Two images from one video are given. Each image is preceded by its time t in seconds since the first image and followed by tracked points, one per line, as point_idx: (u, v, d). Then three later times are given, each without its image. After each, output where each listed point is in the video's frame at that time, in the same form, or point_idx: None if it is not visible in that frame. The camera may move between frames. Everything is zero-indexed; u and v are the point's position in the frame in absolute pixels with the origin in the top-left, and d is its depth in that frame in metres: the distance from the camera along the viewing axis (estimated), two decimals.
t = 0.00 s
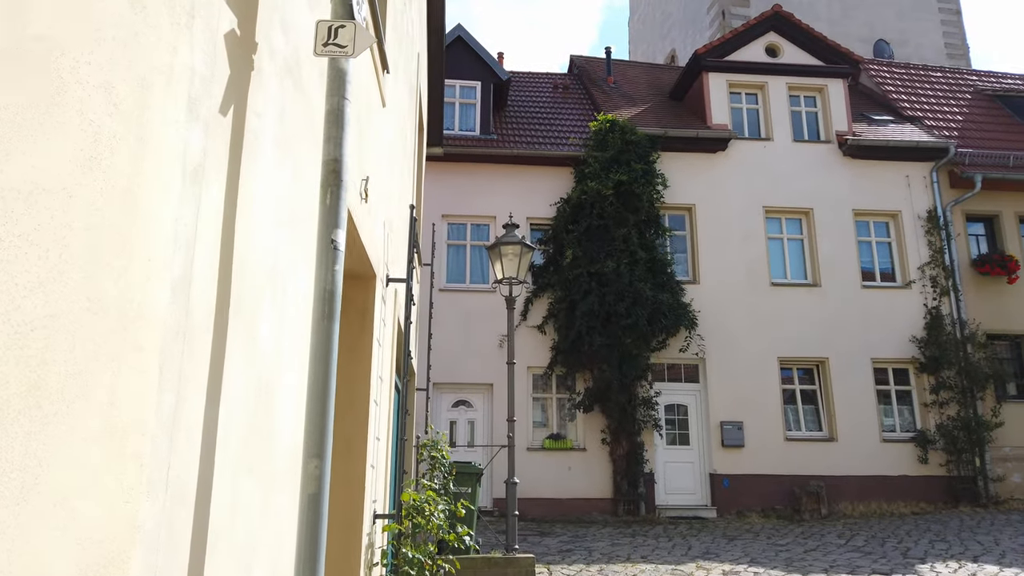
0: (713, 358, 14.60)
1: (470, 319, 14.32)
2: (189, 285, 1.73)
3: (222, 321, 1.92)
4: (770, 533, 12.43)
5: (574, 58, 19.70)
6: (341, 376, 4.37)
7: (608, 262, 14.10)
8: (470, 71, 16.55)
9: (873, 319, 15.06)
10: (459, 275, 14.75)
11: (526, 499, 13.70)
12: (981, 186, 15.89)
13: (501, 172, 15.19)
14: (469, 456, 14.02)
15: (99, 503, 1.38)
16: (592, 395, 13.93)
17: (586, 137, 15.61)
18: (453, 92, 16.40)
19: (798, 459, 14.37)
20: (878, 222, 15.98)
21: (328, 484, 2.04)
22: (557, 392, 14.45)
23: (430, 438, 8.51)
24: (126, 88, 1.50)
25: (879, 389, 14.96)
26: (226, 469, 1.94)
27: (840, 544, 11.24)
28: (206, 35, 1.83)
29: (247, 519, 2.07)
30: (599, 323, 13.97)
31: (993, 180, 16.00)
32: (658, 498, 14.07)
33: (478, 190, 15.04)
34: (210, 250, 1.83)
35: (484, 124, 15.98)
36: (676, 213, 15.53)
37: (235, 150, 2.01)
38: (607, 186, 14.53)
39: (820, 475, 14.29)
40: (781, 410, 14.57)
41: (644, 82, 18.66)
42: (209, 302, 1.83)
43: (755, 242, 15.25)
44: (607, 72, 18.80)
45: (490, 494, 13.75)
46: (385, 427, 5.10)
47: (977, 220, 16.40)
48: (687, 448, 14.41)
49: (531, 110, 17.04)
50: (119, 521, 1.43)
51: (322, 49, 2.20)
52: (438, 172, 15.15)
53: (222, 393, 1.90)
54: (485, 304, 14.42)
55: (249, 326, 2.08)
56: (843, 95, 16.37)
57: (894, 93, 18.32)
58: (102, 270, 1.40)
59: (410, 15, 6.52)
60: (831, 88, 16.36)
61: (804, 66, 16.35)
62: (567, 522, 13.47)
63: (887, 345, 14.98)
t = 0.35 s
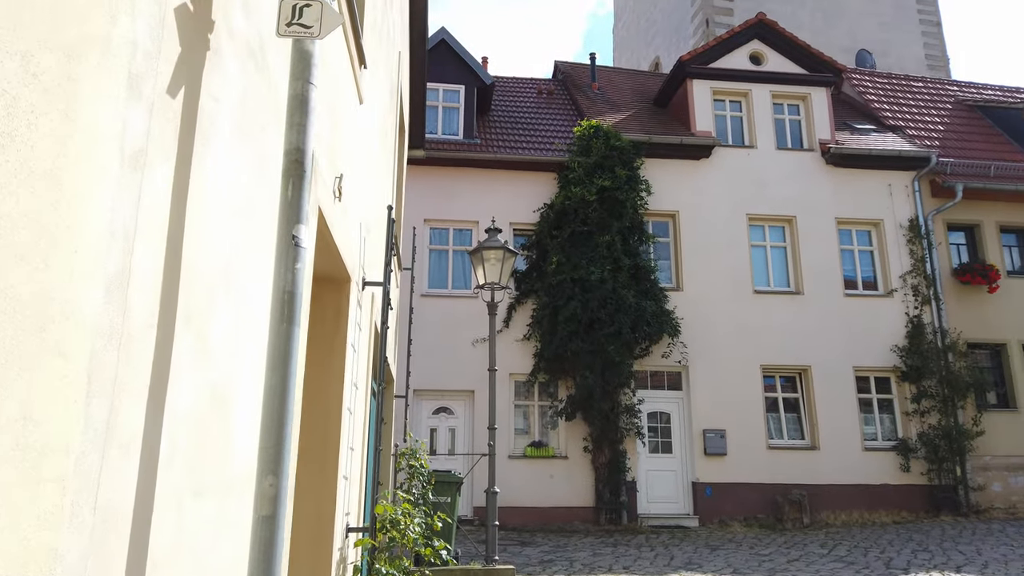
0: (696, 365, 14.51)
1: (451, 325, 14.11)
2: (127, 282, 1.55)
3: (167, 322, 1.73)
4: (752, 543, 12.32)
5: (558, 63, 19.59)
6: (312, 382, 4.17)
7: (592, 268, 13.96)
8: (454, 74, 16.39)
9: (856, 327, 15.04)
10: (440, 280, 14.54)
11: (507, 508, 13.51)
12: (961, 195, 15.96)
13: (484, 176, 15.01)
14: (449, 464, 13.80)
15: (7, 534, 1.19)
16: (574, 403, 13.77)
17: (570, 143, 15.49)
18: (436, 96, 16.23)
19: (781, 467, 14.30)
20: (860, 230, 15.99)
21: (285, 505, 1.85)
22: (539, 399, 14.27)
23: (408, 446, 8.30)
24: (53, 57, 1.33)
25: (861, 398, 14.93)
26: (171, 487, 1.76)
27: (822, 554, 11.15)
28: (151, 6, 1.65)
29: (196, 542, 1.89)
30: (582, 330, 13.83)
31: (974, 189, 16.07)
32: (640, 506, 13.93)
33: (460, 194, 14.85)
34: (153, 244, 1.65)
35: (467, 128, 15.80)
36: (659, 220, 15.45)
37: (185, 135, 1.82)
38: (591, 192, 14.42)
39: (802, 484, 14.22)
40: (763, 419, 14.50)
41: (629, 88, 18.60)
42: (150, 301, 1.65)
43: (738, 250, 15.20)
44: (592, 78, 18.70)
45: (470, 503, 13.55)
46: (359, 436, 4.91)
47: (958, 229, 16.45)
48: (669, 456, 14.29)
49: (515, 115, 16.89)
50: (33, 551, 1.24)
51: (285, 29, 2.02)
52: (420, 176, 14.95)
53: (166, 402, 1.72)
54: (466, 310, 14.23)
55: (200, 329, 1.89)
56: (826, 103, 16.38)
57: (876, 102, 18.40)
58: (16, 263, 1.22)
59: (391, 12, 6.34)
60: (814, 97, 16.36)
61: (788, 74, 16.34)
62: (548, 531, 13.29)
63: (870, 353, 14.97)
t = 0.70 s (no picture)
0: (667, 373, 14.46)
1: (421, 331, 13.89)
2: (36, 283, 1.36)
3: (90, 326, 1.54)
4: (722, 552, 12.26)
5: (532, 68, 19.49)
6: (269, 389, 3.96)
7: (564, 274, 13.83)
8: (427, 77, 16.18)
9: (825, 336, 15.12)
10: (411, 285, 14.30)
11: (475, 517, 13.31)
12: (929, 206, 16.15)
13: (456, 181, 14.82)
14: (418, 473, 13.55)
15: None
16: (545, 410, 13.62)
17: (543, 148, 15.37)
18: (409, 98, 16.01)
19: (751, 476, 14.29)
20: (831, 240, 16.09)
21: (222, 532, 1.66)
22: (510, 406, 14.08)
23: (374, 456, 8.09)
24: None
25: (829, 407, 14.99)
26: (96, 509, 1.57)
27: (792, 564, 11.12)
28: None
29: (121, 571, 1.69)
30: (554, 337, 13.70)
31: (941, 200, 16.28)
32: (610, 515, 13.82)
33: (432, 198, 14.65)
34: (70, 238, 1.46)
35: (440, 131, 15.61)
36: (632, 227, 15.39)
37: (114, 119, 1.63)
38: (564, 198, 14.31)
39: (771, 492, 14.22)
40: (734, 427, 14.48)
41: (603, 94, 18.55)
42: (67, 304, 1.45)
43: (710, 258, 15.19)
44: (566, 84, 18.62)
45: (438, 512, 13.32)
46: (321, 445, 4.71)
47: (925, 240, 16.64)
48: (640, 464, 14.21)
49: (488, 119, 16.74)
50: None
51: (233, 8, 1.85)
52: (391, 179, 14.71)
53: (86, 416, 1.52)
54: (437, 316, 14.02)
55: (129, 333, 1.70)
56: (797, 113, 16.48)
57: (846, 113, 18.59)
58: None
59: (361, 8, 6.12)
60: (786, 106, 16.45)
61: (760, 84, 16.42)
62: (518, 540, 13.10)
63: (839, 362, 15.05)
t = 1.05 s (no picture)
0: (638, 378, 14.42)
1: (391, 336, 13.69)
2: None
3: None
4: (693, 559, 12.21)
5: (507, 73, 19.41)
6: (222, 391, 3.80)
7: (537, 279, 13.74)
8: (400, 79, 15.99)
9: (795, 343, 15.20)
10: (382, 288, 14.09)
11: (444, 524, 13.13)
12: (897, 215, 16.34)
13: (429, 183, 14.67)
14: (386, 479, 13.34)
15: None
16: (517, 416, 13.50)
17: (517, 152, 15.27)
18: (381, 100, 15.81)
19: (721, 482, 14.28)
20: (801, 247, 16.20)
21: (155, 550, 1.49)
22: (481, 412, 13.92)
23: (340, 461, 7.90)
24: None
25: (799, 413, 15.05)
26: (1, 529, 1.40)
27: (762, 571, 11.08)
28: None
29: None
30: (525, 342, 13.61)
31: (909, 210, 16.49)
32: (581, 522, 13.73)
33: (403, 201, 14.47)
34: None
35: (413, 134, 15.45)
36: (605, 233, 15.35)
37: (27, 94, 1.48)
38: (537, 202, 14.22)
39: (742, 498, 14.23)
40: (705, 433, 14.48)
41: (577, 100, 18.52)
42: None
43: (682, 264, 15.20)
44: (540, 89, 18.56)
45: (407, 520, 13.12)
46: (278, 448, 4.56)
47: (894, 249, 16.83)
48: (611, 470, 14.14)
49: (461, 122, 16.60)
50: None
51: None
52: (362, 181, 14.48)
53: None
54: (407, 320, 13.83)
55: (47, 331, 1.53)
56: (769, 121, 16.57)
57: (817, 122, 18.77)
58: None
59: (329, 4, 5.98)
60: (758, 114, 16.54)
61: (733, 92, 16.50)
62: (487, 547, 12.94)
63: (809, 369, 15.13)
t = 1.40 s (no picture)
0: (624, 387, 14.31)
1: (375, 344, 13.51)
2: None
3: None
4: (678, 570, 12.07)
5: (493, 80, 19.32)
6: (185, 404, 3.64)
7: (522, 286, 13.62)
8: (385, 85, 15.86)
9: (780, 352, 15.15)
10: (365, 296, 13.92)
11: (427, 534, 12.96)
12: (882, 224, 16.37)
13: (413, 190, 14.53)
14: (369, 489, 13.16)
15: None
16: (501, 425, 13.35)
17: (502, 159, 15.17)
18: (366, 106, 15.68)
19: (707, 491, 14.19)
20: (787, 255, 16.18)
21: None
22: (465, 421, 13.76)
23: (319, 472, 7.73)
24: None
25: (785, 422, 15.00)
26: None
27: None
28: None
29: None
30: (510, 350, 13.48)
31: (893, 219, 16.52)
32: (566, 532, 13.59)
33: (388, 207, 14.32)
34: None
35: (398, 140, 15.31)
36: (591, 240, 15.27)
37: None
38: (523, 209, 14.11)
39: (728, 508, 14.14)
40: (691, 442, 14.39)
41: (563, 107, 18.46)
42: None
43: (668, 272, 15.14)
44: (527, 96, 18.48)
45: (389, 530, 12.94)
46: (248, 462, 4.40)
47: (879, 257, 16.86)
48: (597, 480, 14.02)
49: (447, 128, 16.48)
50: None
51: None
52: (346, 187, 14.33)
53: None
54: (391, 328, 13.66)
55: None
56: (755, 130, 16.57)
57: (802, 131, 18.82)
58: None
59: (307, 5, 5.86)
60: (743, 123, 16.53)
61: (718, 100, 16.48)
62: (471, 558, 12.76)
63: (794, 377, 15.09)
